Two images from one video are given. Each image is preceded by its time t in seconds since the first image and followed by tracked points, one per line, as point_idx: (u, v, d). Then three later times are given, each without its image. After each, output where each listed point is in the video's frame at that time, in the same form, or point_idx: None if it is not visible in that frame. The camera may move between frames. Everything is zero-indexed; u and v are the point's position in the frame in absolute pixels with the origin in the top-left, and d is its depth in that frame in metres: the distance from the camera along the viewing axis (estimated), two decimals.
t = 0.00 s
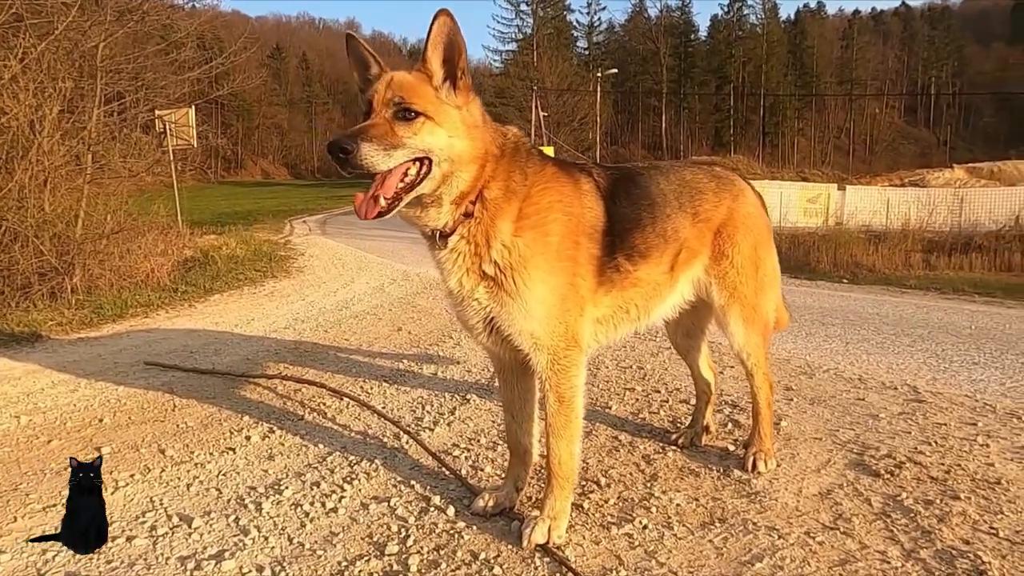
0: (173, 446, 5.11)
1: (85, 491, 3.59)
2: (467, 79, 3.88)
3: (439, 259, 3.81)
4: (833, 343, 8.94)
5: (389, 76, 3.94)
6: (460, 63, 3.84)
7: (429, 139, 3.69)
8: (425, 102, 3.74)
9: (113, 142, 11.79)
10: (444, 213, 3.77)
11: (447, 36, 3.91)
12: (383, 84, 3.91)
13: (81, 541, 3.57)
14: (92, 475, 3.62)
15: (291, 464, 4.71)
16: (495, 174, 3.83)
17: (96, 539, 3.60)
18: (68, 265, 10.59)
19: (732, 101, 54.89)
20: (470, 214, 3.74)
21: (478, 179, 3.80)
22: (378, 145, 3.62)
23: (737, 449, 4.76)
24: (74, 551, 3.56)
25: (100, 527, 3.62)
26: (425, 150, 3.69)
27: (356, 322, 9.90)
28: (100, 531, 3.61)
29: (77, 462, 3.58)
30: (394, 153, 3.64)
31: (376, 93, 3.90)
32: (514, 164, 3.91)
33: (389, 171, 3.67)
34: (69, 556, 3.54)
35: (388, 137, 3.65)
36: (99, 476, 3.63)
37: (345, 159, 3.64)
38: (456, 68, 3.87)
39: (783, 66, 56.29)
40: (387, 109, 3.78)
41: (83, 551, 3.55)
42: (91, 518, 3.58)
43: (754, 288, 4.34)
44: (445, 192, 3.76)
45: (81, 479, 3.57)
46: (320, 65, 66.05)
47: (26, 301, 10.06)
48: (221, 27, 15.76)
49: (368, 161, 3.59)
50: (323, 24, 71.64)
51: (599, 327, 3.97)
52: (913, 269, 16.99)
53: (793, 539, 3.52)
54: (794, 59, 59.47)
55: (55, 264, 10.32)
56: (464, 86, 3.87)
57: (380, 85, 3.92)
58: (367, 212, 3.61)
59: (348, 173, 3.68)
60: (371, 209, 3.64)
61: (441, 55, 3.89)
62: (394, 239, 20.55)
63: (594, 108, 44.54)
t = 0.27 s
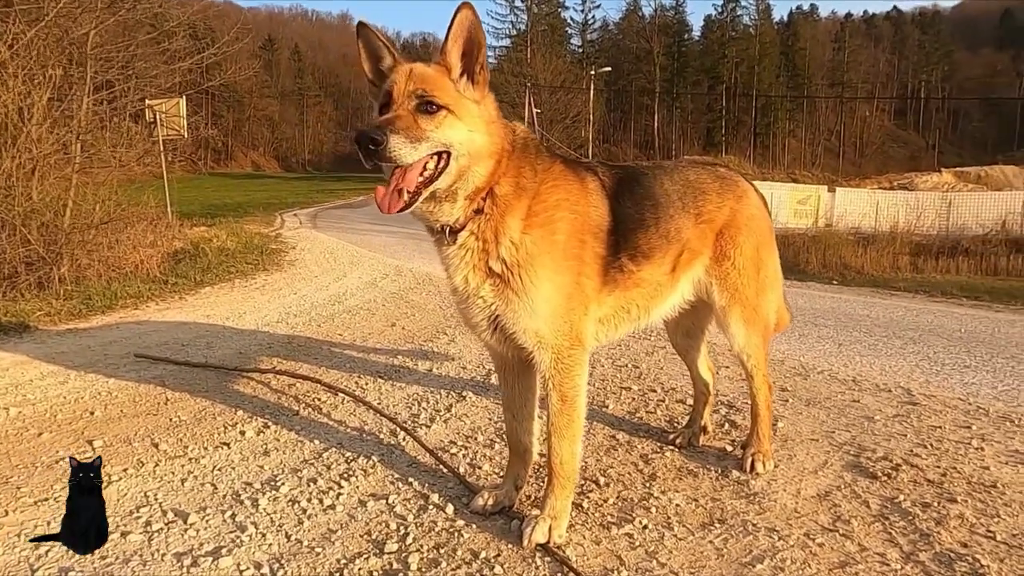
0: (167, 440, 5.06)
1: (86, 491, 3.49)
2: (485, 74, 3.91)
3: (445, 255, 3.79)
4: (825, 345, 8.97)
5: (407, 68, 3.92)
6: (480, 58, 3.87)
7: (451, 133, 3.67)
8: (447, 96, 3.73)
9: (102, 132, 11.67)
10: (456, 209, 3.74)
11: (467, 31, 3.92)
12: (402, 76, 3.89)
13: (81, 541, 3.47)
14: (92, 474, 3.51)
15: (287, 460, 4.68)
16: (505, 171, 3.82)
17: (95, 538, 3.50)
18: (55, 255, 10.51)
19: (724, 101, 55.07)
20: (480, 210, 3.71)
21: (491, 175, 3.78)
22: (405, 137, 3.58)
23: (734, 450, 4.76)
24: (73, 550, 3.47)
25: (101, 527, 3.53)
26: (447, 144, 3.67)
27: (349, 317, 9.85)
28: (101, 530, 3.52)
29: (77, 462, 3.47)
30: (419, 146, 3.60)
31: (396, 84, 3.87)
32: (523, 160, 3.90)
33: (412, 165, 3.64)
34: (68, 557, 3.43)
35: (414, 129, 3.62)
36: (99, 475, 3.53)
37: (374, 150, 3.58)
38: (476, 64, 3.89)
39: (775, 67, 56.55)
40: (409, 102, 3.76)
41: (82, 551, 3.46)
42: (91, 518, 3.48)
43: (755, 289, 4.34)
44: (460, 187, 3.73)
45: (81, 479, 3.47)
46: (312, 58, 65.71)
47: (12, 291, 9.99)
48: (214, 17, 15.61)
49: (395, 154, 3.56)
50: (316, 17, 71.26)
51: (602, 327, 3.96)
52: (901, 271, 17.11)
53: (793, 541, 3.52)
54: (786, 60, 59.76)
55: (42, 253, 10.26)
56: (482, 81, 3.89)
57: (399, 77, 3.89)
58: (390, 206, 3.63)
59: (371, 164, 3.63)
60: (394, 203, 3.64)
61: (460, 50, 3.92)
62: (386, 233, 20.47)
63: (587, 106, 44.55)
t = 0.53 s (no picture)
0: (155, 434, 5.03)
1: (86, 491, 3.50)
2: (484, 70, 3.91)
3: (439, 252, 3.77)
4: (815, 339, 9.01)
5: (406, 64, 3.88)
6: (479, 54, 3.86)
7: (455, 131, 3.65)
8: (450, 93, 3.71)
9: (89, 118, 11.51)
10: (454, 206, 3.70)
11: (467, 26, 3.90)
12: (404, 72, 3.85)
13: (81, 541, 3.44)
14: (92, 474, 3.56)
15: (277, 455, 4.66)
16: (501, 167, 3.80)
17: (95, 538, 3.47)
18: (41, 243, 10.41)
19: (716, 93, 55.08)
20: (476, 206, 3.70)
21: (489, 172, 3.76)
22: (413, 136, 3.54)
23: (724, 445, 4.78)
24: (74, 551, 3.42)
25: (101, 527, 3.50)
26: (451, 141, 3.65)
27: (339, 309, 9.81)
28: (101, 530, 3.49)
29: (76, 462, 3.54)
30: (426, 145, 3.56)
31: (398, 81, 3.82)
32: (519, 155, 3.89)
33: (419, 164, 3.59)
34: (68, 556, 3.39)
35: (420, 127, 3.58)
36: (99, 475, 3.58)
37: (385, 150, 3.50)
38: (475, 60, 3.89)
39: (767, 60, 56.56)
40: (414, 99, 3.72)
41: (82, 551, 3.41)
42: (92, 517, 3.46)
43: (746, 287, 4.34)
44: (459, 184, 3.70)
45: (81, 479, 3.51)
46: (303, 46, 65.14)
47: None
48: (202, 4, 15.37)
49: (405, 154, 3.51)
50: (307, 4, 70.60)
51: (594, 324, 3.96)
52: (889, 265, 17.21)
53: (782, 538, 3.54)
54: (778, 53, 59.79)
55: (28, 242, 10.19)
56: (481, 77, 3.89)
57: (398, 73, 3.85)
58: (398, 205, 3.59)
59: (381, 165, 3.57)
60: (401, 203, 3.60)
61: (459, 45, 3.91)
62: (376, 224, 20.37)
63: (579, 97, 44.41)
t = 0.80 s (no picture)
0: (147, 434, 4.95)
1: (86, 491, 3.50)
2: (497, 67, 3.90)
3: (442, 251, 3.67)
4: (816, 343, 8.93)
5: (421, 56, 3.82)
6: (494, 51, 3.85)
7: (473, 126, 3.62)
8: (468, 89, 3.70)
9: (89, 114, 11.45)
10: (463, 204, 3.61)
11: (483, 20, 3.88)
12: (420, 65, 3.80)
13: (81, 541, 3.40)
14: (92, 475, 3.55)
15: (271, 456, 4.57)
16: (510, 165, 3.72)
17: (96, 539, 3.43)
18: (38, 239, 10.35)
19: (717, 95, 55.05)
20: (483, 204, 3.61)
21: (500, 170, 3.68)
22: (436, 131, 3.49)
23: (726, 451, 4.70)
24: (74, 552, 3.38)
25: (101, 526, 3.48)
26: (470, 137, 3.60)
27: (337, 307, 9.73)
28: (101, 530, 3.46)
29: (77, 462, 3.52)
30: (447, 140, 3.52)
31: (414, 73, 3.76)
32: (526, 154, 3.81)
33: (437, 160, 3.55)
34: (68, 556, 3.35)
35: (441, 121, 3.54)
36: (99, 476, 3.56)
37: (409, 143, 3.45)
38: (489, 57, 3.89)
39: (768, 62, 56.52)
40: (433, 93, 3.68)
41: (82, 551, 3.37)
42: (92, 518, 3.44)
43: (750, 290, 4.27)
44: (471, 181, 3.61)
45: (81, 479, 3.50)
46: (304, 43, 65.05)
47: None
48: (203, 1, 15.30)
49: (428, 150, 3.46)
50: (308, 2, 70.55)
51: (595, 326, 3.88)
52: (888, 268, 17.14)
53: (786, 547, 3.47)
54: (779, 56, 59.77)
55: (25, 237, 10.13)
56: (493, 74, 3.88)
57: (414, 65, 3.79)
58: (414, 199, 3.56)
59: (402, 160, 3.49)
60: (422, 200, 3.57)
61: (474, 41, 3.90)
62: (375, 222, 20.27)
63: (580, 97, 44.32)
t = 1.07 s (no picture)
0: (134, 437, 4.82)
1: (86, 491, 3.47)
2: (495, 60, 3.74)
3: (436, 252, 3.55)
4: (821, 351, 8.78)
5: (414, 48, 3.67)
6: (491, 42, 3.69)
7: (466, 121, 3.46)
8: (461, 80, 3.54)
9: (95, 115, 11.33)
10: (456, 203, 3.49)
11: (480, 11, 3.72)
12: (411, 56, 3.65)
13: (81, 541, 3.37)
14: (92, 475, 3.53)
15: (260, 462, 4.45)
16: (507, 163, 3.59)
17: (96, 537, 3.40)
18: (37, 239, 10.27)
19: (721, 102, 54.99)
20: (479, 205, 3.49)
21: (496, 168, 3.55)
22: (425, 124, 3.34)
23: (729, 461, 4.56)
24: (74, 551, 3.34)
25: (101, 527, 3.44)
26: (463, 132, 3.45)
27: (335, 310, 9.60)
28: (101, 530, 3.42)
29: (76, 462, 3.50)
30: (437, 134, 3.37)
31: (404, 66, 3.62)
32: (524, 152, 3.68)
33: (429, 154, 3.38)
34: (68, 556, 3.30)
35: (431, 115, 3.38)
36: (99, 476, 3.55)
37: (395, 138, 3.29)
38: (485, 47, 3.72)
39: (772, 69, 56.46)
40: (423, 85, 3.53)
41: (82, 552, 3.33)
42: (92, 518, 3.40)
43: (756, 295, 4.13)
44: (464, 180, 3.48)
45: (81, 479, 3.47)
46: (309, 47, 65.16)
47: None
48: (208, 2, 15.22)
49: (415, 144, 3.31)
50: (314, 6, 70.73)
51: (595, 332, 3.75)
52: (892, 277, 16.99)
53: (791, 564, 3.32)
54: (784, 63, 59.73)
55: (25, 236, 10.10)
56: (491, 67, 3.71)
57: (406, 58, 3.65)
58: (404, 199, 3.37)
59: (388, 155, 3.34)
60: (412, 199, 3.40)
61: (470, 31, 3.73)
62: (376, 225, 20.16)
63: (584, 103, 44.29)
